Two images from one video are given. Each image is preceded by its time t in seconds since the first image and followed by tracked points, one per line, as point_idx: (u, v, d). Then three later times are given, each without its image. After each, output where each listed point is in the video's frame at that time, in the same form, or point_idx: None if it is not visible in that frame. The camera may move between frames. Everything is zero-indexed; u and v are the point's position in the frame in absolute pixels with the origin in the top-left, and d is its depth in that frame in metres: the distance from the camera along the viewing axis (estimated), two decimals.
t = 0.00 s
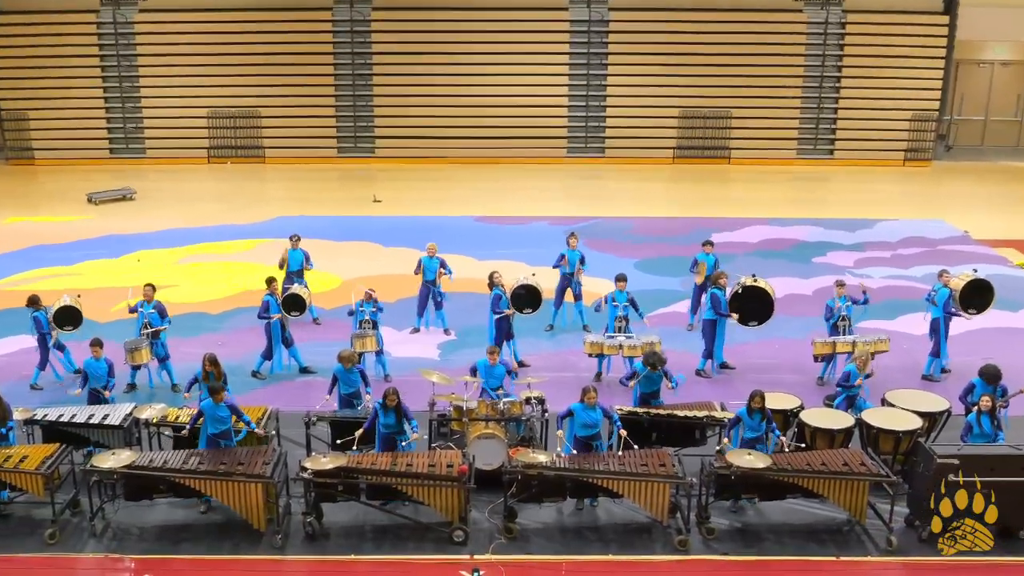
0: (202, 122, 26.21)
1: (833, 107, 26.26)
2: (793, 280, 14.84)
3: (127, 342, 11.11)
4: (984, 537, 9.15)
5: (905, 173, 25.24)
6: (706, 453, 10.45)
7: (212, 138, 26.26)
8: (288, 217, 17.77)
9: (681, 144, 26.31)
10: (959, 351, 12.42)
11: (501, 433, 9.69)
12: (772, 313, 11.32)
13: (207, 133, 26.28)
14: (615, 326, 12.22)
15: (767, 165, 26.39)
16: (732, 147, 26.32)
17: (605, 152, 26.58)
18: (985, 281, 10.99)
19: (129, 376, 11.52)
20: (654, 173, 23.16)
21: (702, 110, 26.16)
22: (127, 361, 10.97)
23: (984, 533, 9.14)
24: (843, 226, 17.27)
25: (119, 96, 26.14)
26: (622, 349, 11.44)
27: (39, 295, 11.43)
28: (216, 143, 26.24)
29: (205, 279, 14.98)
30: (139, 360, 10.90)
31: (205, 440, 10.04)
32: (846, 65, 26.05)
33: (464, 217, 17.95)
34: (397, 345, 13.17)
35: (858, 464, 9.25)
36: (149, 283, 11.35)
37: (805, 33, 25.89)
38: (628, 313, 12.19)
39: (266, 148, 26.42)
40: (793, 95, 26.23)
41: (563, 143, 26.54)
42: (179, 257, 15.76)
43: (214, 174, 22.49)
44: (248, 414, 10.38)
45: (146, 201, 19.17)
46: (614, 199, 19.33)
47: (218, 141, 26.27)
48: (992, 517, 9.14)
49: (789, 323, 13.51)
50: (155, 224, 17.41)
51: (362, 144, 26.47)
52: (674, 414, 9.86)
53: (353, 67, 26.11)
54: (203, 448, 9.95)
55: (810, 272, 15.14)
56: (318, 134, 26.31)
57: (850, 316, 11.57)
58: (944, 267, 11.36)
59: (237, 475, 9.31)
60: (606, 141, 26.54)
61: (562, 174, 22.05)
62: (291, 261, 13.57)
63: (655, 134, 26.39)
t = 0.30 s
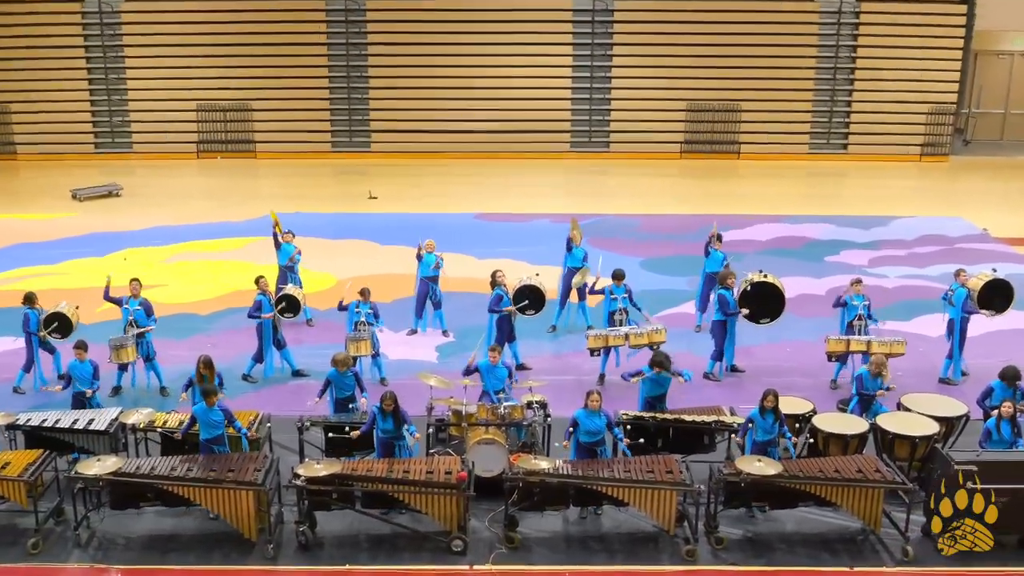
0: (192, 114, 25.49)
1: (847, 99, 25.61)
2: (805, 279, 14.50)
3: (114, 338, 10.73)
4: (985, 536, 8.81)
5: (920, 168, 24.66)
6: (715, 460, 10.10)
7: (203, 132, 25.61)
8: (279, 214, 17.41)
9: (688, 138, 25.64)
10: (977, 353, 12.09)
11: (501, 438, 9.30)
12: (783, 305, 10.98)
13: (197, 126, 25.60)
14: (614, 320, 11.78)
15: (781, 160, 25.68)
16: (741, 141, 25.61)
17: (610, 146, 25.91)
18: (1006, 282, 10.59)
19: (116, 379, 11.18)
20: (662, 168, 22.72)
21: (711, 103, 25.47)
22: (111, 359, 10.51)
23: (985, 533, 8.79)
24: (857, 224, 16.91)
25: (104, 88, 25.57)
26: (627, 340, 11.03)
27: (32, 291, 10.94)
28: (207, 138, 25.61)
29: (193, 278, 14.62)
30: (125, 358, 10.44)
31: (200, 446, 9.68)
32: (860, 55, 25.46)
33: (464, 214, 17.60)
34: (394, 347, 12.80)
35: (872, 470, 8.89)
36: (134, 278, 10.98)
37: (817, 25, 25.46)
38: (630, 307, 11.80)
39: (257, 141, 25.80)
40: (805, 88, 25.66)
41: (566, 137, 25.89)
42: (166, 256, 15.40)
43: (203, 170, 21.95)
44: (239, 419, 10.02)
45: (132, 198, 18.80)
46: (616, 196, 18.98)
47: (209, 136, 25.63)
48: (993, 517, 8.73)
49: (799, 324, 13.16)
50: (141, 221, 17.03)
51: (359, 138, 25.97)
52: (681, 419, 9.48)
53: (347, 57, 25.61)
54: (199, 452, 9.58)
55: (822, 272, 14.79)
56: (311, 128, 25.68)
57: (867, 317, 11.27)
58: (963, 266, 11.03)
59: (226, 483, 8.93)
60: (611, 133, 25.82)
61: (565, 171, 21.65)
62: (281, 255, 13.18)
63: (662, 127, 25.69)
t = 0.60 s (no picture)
0: (181, 110, 25.22)
1: (860, 92, 25.16)
2: (818, 279, 14.19)
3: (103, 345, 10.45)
4: (986, 537, 8.50)
5: (938, 164, 24.37)
6: (723, 466, 9.77)
7: (191, 128, 25.25)
8: (270, 211, 17.06)
9: (695, 133, 25.32)
10: (994, 355, 11.82)
11: (502, 444, 8.98)
12: (791, 297, 10.71)
13: (186, 121, 25.26)
14: (622, 327, 11.51)
15: (790, 155, 25.42)
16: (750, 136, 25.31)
17: (614, 142, 25.55)
18: None
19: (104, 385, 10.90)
20: (668, 164, 22.34)
21: (721, 97, 25.15)
22: (102, 367, 10.29)
23: (985, 533, 8.49)
24: (872, 221, 16.57)
25: (90, 81, 25.09)
26: (632, 350, 10.75)
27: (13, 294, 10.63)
28: (195, 133, 25.21)
29: (181, 277, 14.28)
30: (116, 366, 10.22)
31: (190, 454, 9.32)
32: (873, 47, 24.98)
33: (462, 211, 17.26)
34: (390, 349, 12.46)
35: (888, 476, 8.54)
36: (118, 283, 10.61)
37: (830, 15, 24.90)
38: (639, 314, 11.46)
39: (248, 136, 25.43)
40: (817, 81, 25.23)
41: (569, 132, 25.53)
42: (154, 255, 15.05)
43: (191, 165, 21.57)
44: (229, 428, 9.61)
45: (119, 195, 18.43)
46: (617, 193, 18.62)
47: (197, 131, 25.23)
48: (992, 516, 8.43)
49: (810, 326, 12.86)
50: (128, 219, 16.69)
51: (354, 133, 25.51)
52: (689, 425, 9.15)
53: (342, 50, 25.14)
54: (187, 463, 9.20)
55: (835, 271, 14.49)
56: (302, 122, 25.30)
57: (882, 321, 10.92)
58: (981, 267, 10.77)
59: (216, 490, 8.56)
60: (615, 128, 25.51)
61: (567, 166, 21.27)
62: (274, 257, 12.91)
63: (670, 122, 25.32)
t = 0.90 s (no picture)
0: (168, 103, 24.82)
1: (874, 86, 24.87)
2: (830, 280, 13.88)
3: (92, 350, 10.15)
4: (985, 537, 8.12)
5: (953, 161, 24.12)
6: (732, 474, 9.45)
7: (180, 122, 24.90)
8: (263, 209, 16.72)
9: (702, 128, 25.00)
10: (1010, 357, 11.60)
11: (502, 451, 8.62)
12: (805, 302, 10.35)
13: (175, 116, 24.89)
14: (629, 329, 11.17)
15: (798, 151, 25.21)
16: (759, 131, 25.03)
17: (618, 137, 25.27)
18: None
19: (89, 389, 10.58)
20: (677, 161, 21.97)
21: (728, 92, 24.83)
22: (93, 372, 9.96)
23: (985, 533, 8.11)
24: (887, 220, 16.25)
25: (75, 73, 24.77)
26: (638, 353, 10.45)
27: None
28: (184, 128, 24.89)
29: (168, 278, 13.95)
30: (109, 372, 9.90)
31: (182, 457, 8.99)
32: (887, 39, 24.70)
33: (461, 209, 16.94)
34: (386, 352, 12.16)
35: (902, 484, 8.21)
36: (103, 283, 10.36)
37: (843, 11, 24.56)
38: (645, 316, 11.14)
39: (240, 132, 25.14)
40: (828, 76, 24.97)
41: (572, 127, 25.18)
42: (140, 255, 14.72)
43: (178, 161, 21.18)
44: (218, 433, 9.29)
45: (105, 192, 18.08)
46: (619, 190, 18.29)
47: (186, 126, 24.90)
48: (992, 516, 8.05)
49: (823, 327, 12.57)
50: (115, 216, 16.35)
51: (349, 129, 25.27)
52: (695, 430, 8.80)
53: (338, 44, 24.73)
54: (179, 463, 8.89)
55: (847, 271, 14.19)
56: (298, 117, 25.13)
57: (897, 320, 10.64)
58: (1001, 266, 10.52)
59: (206, 499, 8.23)
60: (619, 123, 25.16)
61: (570, 163, 20.93)
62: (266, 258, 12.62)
63: (677, 116, 25.05)
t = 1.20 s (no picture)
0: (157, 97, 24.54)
1: (887, 80, 24.60)
2: (842, 281, 13.62)
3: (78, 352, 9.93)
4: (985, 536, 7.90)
5: (969, 157, 23.80)
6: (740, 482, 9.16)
7: (169, 119, 24.58)
8: (255, 207, 16.44)
9: (710, 123, 24.63)
10: None
11: (502, 458, 8.29)
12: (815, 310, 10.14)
13: (164, 112, 24.58)
14: (633, 332, 10.87)
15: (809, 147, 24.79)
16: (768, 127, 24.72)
17: (623, 132, 24.91)
18: None
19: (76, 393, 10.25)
20: (684, 157, 21.62)
21: (736, 86, 24.45)
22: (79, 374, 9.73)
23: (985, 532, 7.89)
24: (900, 219, 15.90)
25: (59, 67, 24.48)
26: (644, 356, 10.17)
27: None
28: (172, 124, 24.57)
29: (156, 279, 13.71)
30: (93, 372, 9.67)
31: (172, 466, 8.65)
32: (900, 32, 24.43)
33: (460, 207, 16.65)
34: (383, 355, 11.90)
35: (916, 493, 7.92)
36: (91, 283, 10.07)
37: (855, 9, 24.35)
38: (651, 318, 10.85)
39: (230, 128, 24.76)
40: (838, 71, 24.68)
41: (575, 123, 24.88)
42: (127, 255, 14.43)
43: (166, 158, 20.83)
44: (210, 440, 8.98)
45: (92, 190, 17.78)
46: (621, 188, 18.01)
47: (174, 122, 24.58)
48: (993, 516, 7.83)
49: (834, 330, 12.33)
50: (101, 214, 16.08)
51: (343, 125, 24.86)
52: (703, 436, 8.50)
53: (331, 33, 24.54)
54: (168, 473, 8.51)
55: (859, 272, 13.93)
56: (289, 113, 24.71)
57: (911, 324, 10.35)
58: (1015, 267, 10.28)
59: (196, 507, 7.92)
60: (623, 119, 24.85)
61: (575, 159, 20.56)
62: (258, 259, 12.33)
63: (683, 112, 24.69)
